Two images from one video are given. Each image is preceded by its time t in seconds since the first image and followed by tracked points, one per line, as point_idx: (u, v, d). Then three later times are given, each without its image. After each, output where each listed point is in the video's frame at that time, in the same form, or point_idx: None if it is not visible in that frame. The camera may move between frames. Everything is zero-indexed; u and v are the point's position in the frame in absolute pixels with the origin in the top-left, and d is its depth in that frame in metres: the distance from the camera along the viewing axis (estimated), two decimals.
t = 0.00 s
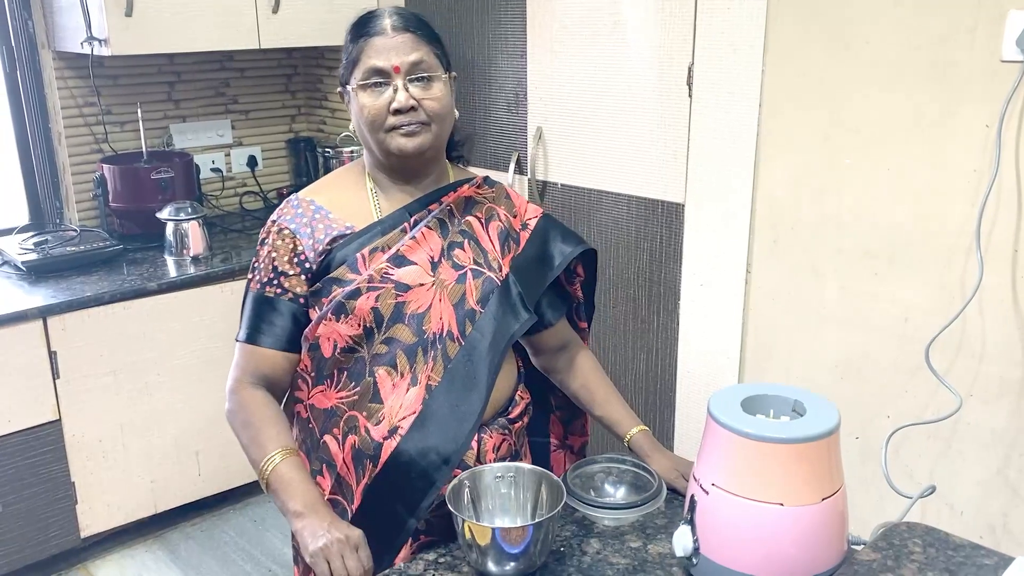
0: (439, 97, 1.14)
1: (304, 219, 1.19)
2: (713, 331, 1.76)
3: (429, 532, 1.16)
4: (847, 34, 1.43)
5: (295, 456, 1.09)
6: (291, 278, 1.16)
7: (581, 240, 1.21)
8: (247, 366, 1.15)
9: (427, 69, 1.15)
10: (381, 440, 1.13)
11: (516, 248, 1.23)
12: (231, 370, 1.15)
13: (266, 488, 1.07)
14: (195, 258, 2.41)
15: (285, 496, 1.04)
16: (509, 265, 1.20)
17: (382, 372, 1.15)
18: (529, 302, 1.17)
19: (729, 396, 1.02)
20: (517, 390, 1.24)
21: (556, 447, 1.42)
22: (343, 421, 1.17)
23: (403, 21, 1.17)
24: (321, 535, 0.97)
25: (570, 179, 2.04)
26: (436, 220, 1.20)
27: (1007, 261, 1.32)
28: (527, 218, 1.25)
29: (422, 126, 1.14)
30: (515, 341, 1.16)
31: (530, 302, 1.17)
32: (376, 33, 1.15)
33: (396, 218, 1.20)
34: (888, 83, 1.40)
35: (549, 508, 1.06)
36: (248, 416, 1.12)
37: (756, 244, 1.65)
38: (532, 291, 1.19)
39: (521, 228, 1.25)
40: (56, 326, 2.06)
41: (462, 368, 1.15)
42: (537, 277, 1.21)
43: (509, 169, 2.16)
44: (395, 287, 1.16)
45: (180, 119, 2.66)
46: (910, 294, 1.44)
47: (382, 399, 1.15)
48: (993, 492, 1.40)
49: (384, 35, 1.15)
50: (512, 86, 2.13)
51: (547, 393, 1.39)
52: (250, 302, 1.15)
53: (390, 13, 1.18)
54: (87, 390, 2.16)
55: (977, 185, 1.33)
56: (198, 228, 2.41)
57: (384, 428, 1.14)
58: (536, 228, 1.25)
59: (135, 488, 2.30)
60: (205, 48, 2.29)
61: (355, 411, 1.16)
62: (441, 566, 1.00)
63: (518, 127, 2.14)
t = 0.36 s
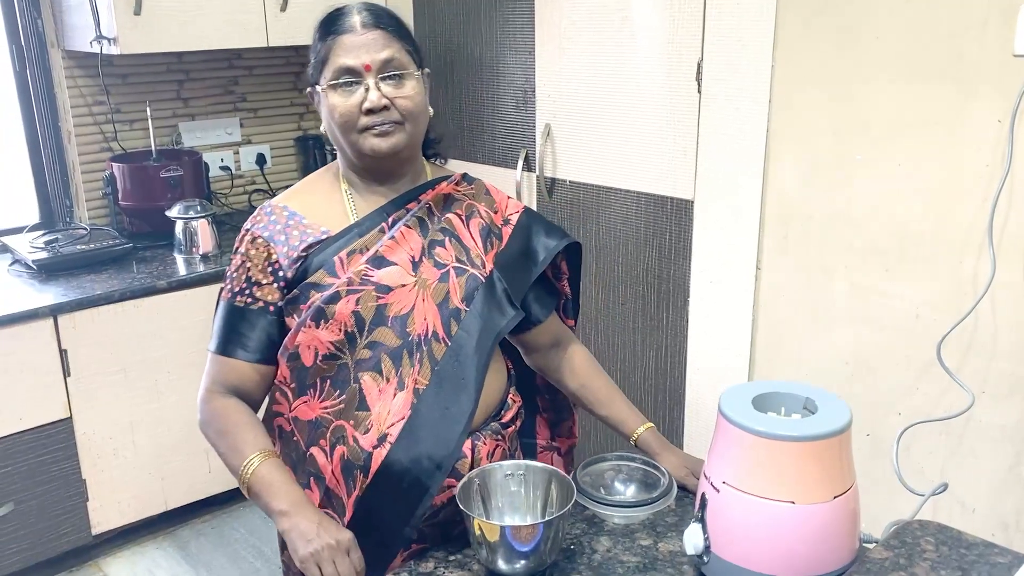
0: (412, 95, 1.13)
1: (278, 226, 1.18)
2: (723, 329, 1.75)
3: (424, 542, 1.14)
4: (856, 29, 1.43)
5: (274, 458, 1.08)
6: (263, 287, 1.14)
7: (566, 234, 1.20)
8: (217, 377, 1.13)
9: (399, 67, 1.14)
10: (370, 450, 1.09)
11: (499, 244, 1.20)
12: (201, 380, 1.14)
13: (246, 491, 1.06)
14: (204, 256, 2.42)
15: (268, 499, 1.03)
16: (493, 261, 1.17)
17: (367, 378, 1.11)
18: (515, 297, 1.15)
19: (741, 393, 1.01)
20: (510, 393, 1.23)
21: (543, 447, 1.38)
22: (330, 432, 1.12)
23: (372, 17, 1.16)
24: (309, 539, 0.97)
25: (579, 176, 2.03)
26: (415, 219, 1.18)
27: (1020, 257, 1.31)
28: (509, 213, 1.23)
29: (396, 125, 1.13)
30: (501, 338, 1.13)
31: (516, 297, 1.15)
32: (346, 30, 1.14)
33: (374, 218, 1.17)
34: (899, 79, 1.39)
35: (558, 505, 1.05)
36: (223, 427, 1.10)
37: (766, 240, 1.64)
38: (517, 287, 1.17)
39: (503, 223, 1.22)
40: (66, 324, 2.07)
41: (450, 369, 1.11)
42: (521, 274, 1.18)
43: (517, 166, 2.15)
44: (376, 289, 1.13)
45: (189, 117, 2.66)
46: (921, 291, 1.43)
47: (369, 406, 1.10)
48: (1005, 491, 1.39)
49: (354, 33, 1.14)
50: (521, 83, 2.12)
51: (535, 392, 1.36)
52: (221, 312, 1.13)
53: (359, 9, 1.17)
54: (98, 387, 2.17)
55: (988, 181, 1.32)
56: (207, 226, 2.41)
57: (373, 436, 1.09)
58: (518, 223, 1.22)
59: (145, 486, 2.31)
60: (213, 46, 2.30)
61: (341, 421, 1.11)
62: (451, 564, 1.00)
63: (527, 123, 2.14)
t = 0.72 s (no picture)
0: (397, 95, 1.08)
1: (259, 232, 1.12)
2: (731, 324, 1.75)
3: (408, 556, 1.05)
4: (866, 23, 1.41)
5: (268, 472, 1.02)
6: (246, 296, 1.09)
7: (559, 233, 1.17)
8: (205, 391, 1.07)
9: (383, 67, 1.09)
10: (357, 465, 1.06)
11: (489, 248, 1.16)
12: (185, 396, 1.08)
13: (239, 509, 1.00)
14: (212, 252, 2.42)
15: (261, 516, 0.97)
16: (483, 268, 1.14)
17: (353, 391, 1.08)
18: (505, 304, 1.12)
19: (749, 389, 1.01)
20: (499, 404, 1.18)
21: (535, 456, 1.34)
22: (314, 447, 1.08)
23: (355, 14, 1.10)
24: (298, 558, 0.91)
25: (586, 172, 2.02)
26: (403, 224, 1.13)
27: None
28: (499, 214, 1.18)
29: (381, 128, 1.08)
30: (493, 346, 1.10)
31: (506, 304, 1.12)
32: (326, 28, 1.08)
33: (359, 224, 1.13)
34: (909, 74, 1.38)
35: (565, 501, 1.05)
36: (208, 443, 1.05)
37: (775, 236, 1.63)
38: (507, 291, 1.14)
39: (493, 225, 1.17)
40: (74, 320, 2.07)
41: (440, 381, 1.08)
42: (510, 279, 1.15)
43: (524, 162, 2.14)
44: (362, 298, 1.09)
45: (196, 114, 2.66)
46: (930, 287, 1.42)
47: (356, 420, 1.07)
48: (1014, 488, 1.38)
49: (335, 31, 1.08)
50: (528, 79, 2.11)
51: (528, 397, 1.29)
52: (203, 323, 1.08)
53: (340, 5, 1.11)
54: (105, 383, 2.18)
55: (999, 176, 1.31)
56: (214, 222, 2.41)
57: (359, 451, 1.06)
58: (508, 224, 1.18)
59: (153, 482, 2.32)
60: (220, 42, 2.29)
61: (326, 435, 1.08)
62: (457, 560, 0.99)
63: (534, 119, 2.13)
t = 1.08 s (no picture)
0: (406, 99, 1.09)
1: (267, 238, 1.10)
2: (740, 322, 1.75)
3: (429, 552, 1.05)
4: (876, 19, 1.41)
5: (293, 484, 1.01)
6: (256, 303, 1.08)
7: (565, 231, 1.17)
8: (214, 401, 1.06)
9: (392, 69, 1.09)
10: (365, 473, 1.05)
11: (496, 251, 1.16)
12: (193, 405, 1.06)
13: (267, 523, 1.00)
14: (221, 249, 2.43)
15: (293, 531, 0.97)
16: (491, 273, 1.14)
17: (362, 399, 1.07)
18: (513, 310, 1.12)
19: (761, 385, 1.01)
20: (504, 411, 1.19)
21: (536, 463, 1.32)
22: (321, 454, 1.07)
23: (363, 16, 1.11)
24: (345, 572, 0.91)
25: (595, 169, 2.02)
26: (410, 229, 1.13)
27: None
28: (504, 214, 1.19)
29: (390, 130, 1.09)
30: (501, 351, 1.10)
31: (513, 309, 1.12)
32: (334, 30, 1.08)
33: (367, 229, 1.12)
34: (919, 72, 1.38)
35: (578, 497, 1.05)
36: (221, 453, 1.04)
37: (784, 233, 1.63)
38: (514, 295, 1.14)
39: (499, 227, 1.18)
40: (85, 316, 2.09)
41: (448, 389, 1.08)
42: (518, 283, 1.15)
43: (533, 159, 2.15)
44: (372, 305, 1.08)
45: (205, 111, 2.66)
46: (940, 285, 1.42)
47: (364, 427, 1.07)
48: None
49: (343, 33, 1.08)
50: (536, 75, 2.12)
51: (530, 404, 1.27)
52: (212, 330, 1.06)
53: (348, 7, 1.11)
54: (116, 379, 2.19)
55: (1010, 173, 1.30)
56: (224, 219, 2.43)
57: (368, 459, 1.05)
58: (514, 225, 1.18)
59: (163, 478, 2.33)
60: (230, 40, 2.30)
61: (334, 442, 1.07)
62: (470, 555, 1.00)
63: (542, 116, 2.13)
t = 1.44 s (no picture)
0: (412, 99, 1.09)
1: (268, 238, 1.10)
2: (745, 319, 1.75)
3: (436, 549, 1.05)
4: (882, 16, 1.41)
5: (286, 488, 1.01)
6: (258, 304, 1.08)
7: (571, 230, 1.17)
8: (215, 401, 1.07)
9: (399, 69, 1.09)
10: (367, 476, 1.05)
11: (500, 251, 1.16)
12: (196, 404, 1.07)
13: (260, 527, 0.99)
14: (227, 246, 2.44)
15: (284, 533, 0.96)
16: (495, 275, 1.14)
17: (364, 402, 1.07)
18: (517, 311, 1.12)
19: (768, 381, 1.01)
20: (507, 412, 1.20)
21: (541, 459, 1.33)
22: (323, 456, 1.07)
23: (370, 14, 1.11)
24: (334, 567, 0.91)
25: (600, 167, 2.02)
26: (414, 230, 1.13)
27: None
28: (509, 213, 1.19)
29: (395, 131, 1.09)
30: (504, 353, 1.10)
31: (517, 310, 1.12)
32: (341, 28, 1.08)
33: (371, 229, 1.12)
34: (926, 68, 1.37)
35: (583, 494, 1.05)
36: (221, 453, 1.04)
37: (790, 230, 1.63)
38: (519, 296, 1.14)
39: (504, 226, 1.17)
40: (92, 313, 2.09)
41: (450, 391, 1.08)
42: (522, 284, 1.14)
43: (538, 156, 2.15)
44: (374, 308, 1.08)
45: (211, 109, 2.67)
46: (947, 283, 1.41)
47: (366, 430, 1.07)
48: None
49: (350, 31, 1.08)
50: (541, 73, 2.11)
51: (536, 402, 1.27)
52: (214, 331, 1.07)
53: (355, 5, 1.11)
54: (122, 376, 2.20)
55: (1018, 169, 1.30)
56: (229, 217, 2.43)
57: (370, 461, 1.05)
58: (519, 224, 1.18)
59: (169, 474, 2.34)
60: (236, 37, 2.30)
61: (335, 445, 1.07)
62: (475, 551, 1.01)
63: (547, 114, 2.13)
